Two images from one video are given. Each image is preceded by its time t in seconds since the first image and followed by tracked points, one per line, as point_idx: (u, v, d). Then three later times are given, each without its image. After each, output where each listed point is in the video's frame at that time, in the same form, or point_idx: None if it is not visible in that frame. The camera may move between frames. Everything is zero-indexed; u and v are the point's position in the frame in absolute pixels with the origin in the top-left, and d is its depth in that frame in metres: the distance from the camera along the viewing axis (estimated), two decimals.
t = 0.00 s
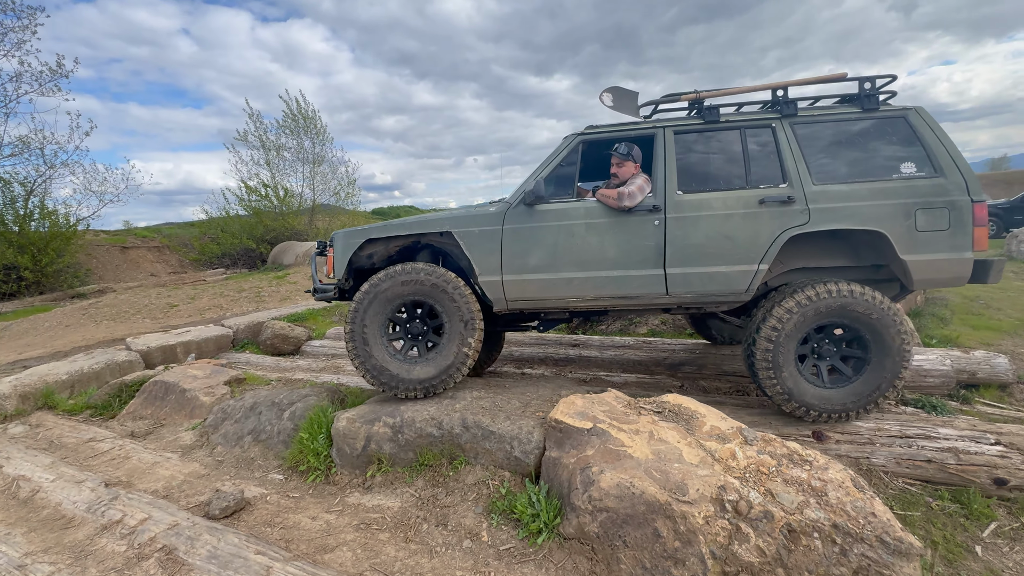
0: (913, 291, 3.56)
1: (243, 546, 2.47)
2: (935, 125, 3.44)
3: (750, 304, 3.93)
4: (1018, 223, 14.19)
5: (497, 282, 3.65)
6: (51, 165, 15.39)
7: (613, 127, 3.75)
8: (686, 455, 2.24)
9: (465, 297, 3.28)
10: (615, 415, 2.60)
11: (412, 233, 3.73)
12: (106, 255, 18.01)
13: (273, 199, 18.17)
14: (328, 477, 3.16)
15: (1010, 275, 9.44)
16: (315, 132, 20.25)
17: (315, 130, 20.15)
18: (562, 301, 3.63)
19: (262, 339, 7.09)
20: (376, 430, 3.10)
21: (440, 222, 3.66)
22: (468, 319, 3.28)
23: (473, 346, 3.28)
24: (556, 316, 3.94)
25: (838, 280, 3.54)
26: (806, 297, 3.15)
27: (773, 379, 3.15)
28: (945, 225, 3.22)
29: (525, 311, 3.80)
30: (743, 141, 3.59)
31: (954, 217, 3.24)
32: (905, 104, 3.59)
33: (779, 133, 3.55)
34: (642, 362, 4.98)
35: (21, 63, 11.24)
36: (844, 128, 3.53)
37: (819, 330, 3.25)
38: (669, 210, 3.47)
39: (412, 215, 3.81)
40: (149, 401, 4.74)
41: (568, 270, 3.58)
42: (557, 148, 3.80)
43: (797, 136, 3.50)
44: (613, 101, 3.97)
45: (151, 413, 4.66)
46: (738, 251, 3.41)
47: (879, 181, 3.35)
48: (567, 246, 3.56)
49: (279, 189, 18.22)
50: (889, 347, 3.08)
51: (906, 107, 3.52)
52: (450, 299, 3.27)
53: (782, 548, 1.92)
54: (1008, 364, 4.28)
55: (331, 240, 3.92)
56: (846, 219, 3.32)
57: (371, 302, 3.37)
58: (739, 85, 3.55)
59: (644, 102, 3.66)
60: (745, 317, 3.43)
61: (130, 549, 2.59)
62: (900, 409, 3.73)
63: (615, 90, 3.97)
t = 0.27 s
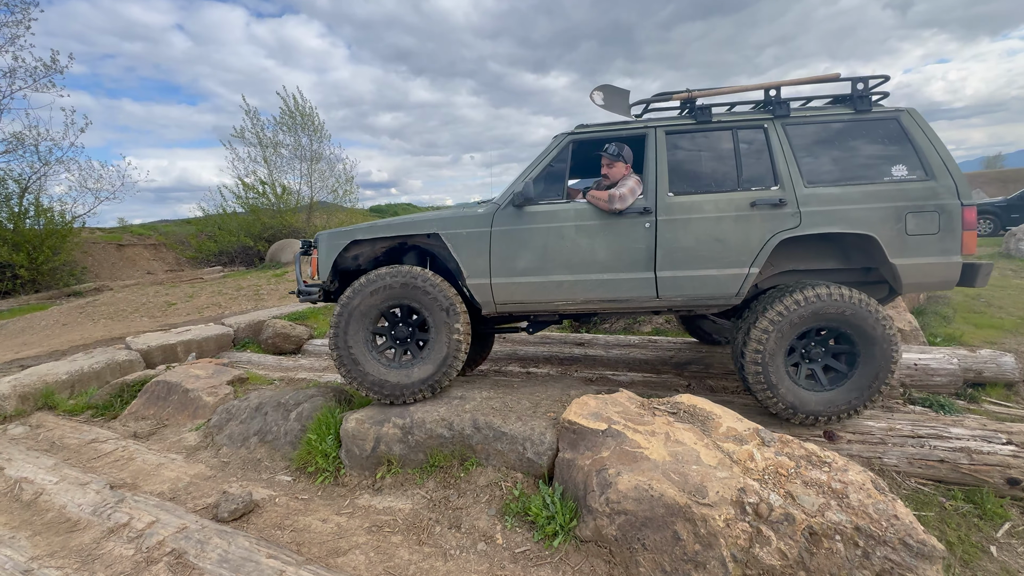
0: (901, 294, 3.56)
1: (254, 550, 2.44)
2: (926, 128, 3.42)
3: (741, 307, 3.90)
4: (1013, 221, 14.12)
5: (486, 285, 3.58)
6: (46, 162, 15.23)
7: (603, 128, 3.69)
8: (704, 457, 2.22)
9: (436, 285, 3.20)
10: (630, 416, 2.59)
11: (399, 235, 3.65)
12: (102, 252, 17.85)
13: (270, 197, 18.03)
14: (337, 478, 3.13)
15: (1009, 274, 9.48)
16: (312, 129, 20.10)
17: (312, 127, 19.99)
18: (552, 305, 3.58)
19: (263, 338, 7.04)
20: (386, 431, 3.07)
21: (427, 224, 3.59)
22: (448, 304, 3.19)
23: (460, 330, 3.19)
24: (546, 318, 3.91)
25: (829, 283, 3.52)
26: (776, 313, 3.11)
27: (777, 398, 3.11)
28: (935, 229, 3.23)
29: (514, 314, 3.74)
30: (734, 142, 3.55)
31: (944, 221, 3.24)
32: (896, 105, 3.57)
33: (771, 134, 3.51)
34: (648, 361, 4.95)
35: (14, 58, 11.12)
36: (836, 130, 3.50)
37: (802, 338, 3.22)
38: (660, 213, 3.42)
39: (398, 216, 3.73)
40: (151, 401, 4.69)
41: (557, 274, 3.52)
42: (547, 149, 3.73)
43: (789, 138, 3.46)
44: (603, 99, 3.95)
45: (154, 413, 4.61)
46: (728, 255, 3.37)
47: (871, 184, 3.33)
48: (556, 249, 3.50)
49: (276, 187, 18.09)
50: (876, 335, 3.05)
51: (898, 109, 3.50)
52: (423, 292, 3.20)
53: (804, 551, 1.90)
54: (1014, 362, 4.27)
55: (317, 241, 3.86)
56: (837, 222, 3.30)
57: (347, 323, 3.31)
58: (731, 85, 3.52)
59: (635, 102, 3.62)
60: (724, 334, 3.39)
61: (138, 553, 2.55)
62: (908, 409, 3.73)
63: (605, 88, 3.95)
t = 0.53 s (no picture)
0: (883, 295, 3.57)
1: (267, 551, 2.42)
2: (911, 129, 3.43)
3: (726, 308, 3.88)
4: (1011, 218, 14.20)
5: (470, 287, 3.54)
6: (42, 158, 15.09)
7: (588, 128, 3.66)
8: (720, 457, 2.21)
9: (395, 276, 3.22)
10: (644, 415, 2.58)
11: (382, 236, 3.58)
12: (100, 249, 17.71)
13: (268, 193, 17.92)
14: (347, 478, 3.12)
15: (1009, 271, 9.51)
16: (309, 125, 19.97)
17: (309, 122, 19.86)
18: (536, 307, 3.55)
19: (265, 336, 7.00)
20: (396, 430, 3.05)
21: (410, 226, 3.54)
22: (416, 288, 3.20)
23: (433, 310, 3.18)
24: (530, 319, 3.86)
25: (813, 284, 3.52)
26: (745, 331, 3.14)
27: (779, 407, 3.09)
28: (918, 231, 3.24)
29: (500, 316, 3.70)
30: (720, 142, 3.53)
31: (927, 223, 3.25)
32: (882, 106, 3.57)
33: (757, 135, 3.50)
34: (654, 359, 4.93)
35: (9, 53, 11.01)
36: (822, 130, 3.49)
37: (780, 347, 3.24)
38: (645, 215, 3.40)
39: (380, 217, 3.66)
40: (155, 399, 4.65)
41: (542, 276, 3.49)
42: (531, 149, 3.68)
43: (774, 139, 3.45)
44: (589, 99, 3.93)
45: (158, 412, 4.57)
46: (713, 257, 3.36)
47: (856, 186, 3.32)
48: (540, 251, 3.46)
49: (274, 183, 17.98)
50: (845, 322, 3.09)
51: (883, 110, 3.50)
52: (387, 288, 3.20)
53: (824, 552, 1.89)
54: (1020, 360, 4.28)
55: (298, 242, 3.78)
56: (821, 224, 3.30)
57: (326, 350, 3.26)
58: (717, 86, 3.51)
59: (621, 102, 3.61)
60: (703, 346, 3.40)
61: (148, 554, 2.53)
62: (916, 407, 3.73)
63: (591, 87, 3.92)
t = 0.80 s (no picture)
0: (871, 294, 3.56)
1: (284, 546, 2.41)
2: (900, 127, 3.41)
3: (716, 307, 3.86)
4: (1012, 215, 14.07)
5: (456, 286, 3.49)
6: (41, 151, 14.99)
7: (576, 124, 3.61)
8: (743, 452, 2.19)
9: (352, 276, 3.24)
10: (664, 409, 2.56)
11: (368, 235, 3.52)
12: (99, 243, 17.62)
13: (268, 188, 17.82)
14: (361, 473, 3.10)
15: (1013, 267, 9.51)
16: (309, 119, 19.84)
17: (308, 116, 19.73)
18: (522, 307, 3.51)
19: (270, 331, 6.96)
20: (410, 425, 3.03)
21: (395, 224, 3.47)
22: (378, 277, 3.23)
23: (402, 290, 3.20)
24: (518, 318, 3.82)
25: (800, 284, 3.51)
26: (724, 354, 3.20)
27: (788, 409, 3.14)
28: (906, 231, 3.23)
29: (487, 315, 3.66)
30: (712, 140, 3.49)
31: (915, 222, 3.24)
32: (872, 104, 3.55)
33: (746, 133, 3.47)
34: (663, 355, 4.90)
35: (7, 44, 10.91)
36: (811, 128, 3.47)
37: (766, 354, 3.30)
38: (633, 214, 3.36)
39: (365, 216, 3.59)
40: (162, 394, 4.62)
41: (529, 276, 3.45)
42: (519, 146, 3.63)
43: (763, 137, 3.42)
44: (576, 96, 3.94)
45: (165, 406, 4.55)
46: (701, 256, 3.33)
47: (844, 185, 3.31)
48: (527, 251, 3.42)
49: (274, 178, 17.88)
50: (811, 312, 3.13)
51: (873, 107, 3.48)
52: (350, 290, 3.22)
53: (851, 547, 1.88)
54: None
55: (282, 241, 3.71)
56: (809, 223, 3.28)
57: (317, 373, 3.24)
58: (704, 82, 3.53)
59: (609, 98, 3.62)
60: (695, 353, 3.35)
61: (163, 548, 2.50)
62: (929, 403, 3.71)
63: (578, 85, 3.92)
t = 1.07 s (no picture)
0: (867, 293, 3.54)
1: (306, 537, 2.41)
2: (902, 124, 3.36)
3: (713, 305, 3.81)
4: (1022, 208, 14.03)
5: (451, 285, 3.45)
6: (46, 144, 14.97)
7: (572, 119, 3.54)
8: (768, 445, 2.19)
9: (321, 285, 3.23)
10: (686, 402, 2.55)
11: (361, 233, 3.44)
12: (104, 237, 17.61)
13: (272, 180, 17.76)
14: (378, 465, 3.10)
15: None
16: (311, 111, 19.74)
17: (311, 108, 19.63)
18: (517, 305, 3.49)
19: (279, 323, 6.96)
20: (427, 417, 3.03)
21: (388, 222, 3.41)
22: (349, 277, 3.22)
23: (377, 279, 3.21)
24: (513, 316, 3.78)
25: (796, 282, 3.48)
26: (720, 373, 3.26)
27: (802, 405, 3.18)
28: (905, 230, 3.19)
29: (482, 314, 3.63)
30: (710, 136, 3.44)
31: (915, 221, 3.20)
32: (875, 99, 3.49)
33: (746, 129, 3.42)
34: (676, 348, 4.86)
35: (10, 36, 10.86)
36: (812, 125, 3.41)
37: (763, 359, 3.32)
38: (629, 212, 3.31)
39: (356, 213, 3.52)
40: (175, 386, 4.62)
41: (524, 275, 3.40)
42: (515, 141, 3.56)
43: (763, 133, 3.37)
44: (572, 90, 3.90)
45: (178, 398, 4.55)
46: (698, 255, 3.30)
47: (844, 183, 3.26)
48: (522, 250, 3.37)
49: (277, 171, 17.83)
50: (789, 313, 3.14)
51: (876, 103, 3.43)
52: (326, 299, 3.22)
53: (881, 540, 1.87)
54: None
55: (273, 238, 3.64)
56: (807, 222, 3.25)
57: (322, 386, 3.24)
58: (701, 77, 3.55)
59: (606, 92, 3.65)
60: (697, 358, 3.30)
61: (185, 540, 2.50)
62: (946, 396, 3.69)
63: (574, 78, 3.89)
